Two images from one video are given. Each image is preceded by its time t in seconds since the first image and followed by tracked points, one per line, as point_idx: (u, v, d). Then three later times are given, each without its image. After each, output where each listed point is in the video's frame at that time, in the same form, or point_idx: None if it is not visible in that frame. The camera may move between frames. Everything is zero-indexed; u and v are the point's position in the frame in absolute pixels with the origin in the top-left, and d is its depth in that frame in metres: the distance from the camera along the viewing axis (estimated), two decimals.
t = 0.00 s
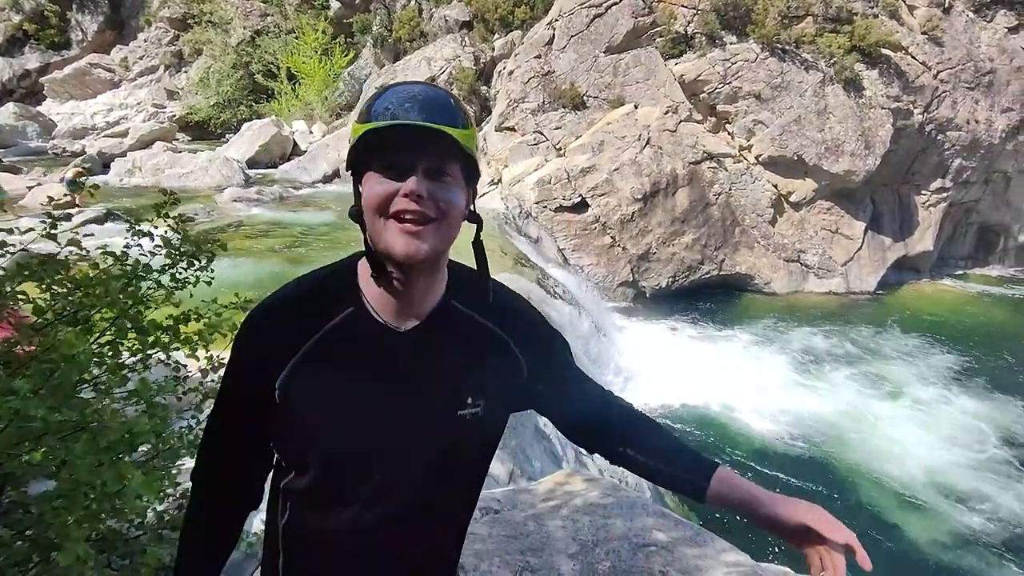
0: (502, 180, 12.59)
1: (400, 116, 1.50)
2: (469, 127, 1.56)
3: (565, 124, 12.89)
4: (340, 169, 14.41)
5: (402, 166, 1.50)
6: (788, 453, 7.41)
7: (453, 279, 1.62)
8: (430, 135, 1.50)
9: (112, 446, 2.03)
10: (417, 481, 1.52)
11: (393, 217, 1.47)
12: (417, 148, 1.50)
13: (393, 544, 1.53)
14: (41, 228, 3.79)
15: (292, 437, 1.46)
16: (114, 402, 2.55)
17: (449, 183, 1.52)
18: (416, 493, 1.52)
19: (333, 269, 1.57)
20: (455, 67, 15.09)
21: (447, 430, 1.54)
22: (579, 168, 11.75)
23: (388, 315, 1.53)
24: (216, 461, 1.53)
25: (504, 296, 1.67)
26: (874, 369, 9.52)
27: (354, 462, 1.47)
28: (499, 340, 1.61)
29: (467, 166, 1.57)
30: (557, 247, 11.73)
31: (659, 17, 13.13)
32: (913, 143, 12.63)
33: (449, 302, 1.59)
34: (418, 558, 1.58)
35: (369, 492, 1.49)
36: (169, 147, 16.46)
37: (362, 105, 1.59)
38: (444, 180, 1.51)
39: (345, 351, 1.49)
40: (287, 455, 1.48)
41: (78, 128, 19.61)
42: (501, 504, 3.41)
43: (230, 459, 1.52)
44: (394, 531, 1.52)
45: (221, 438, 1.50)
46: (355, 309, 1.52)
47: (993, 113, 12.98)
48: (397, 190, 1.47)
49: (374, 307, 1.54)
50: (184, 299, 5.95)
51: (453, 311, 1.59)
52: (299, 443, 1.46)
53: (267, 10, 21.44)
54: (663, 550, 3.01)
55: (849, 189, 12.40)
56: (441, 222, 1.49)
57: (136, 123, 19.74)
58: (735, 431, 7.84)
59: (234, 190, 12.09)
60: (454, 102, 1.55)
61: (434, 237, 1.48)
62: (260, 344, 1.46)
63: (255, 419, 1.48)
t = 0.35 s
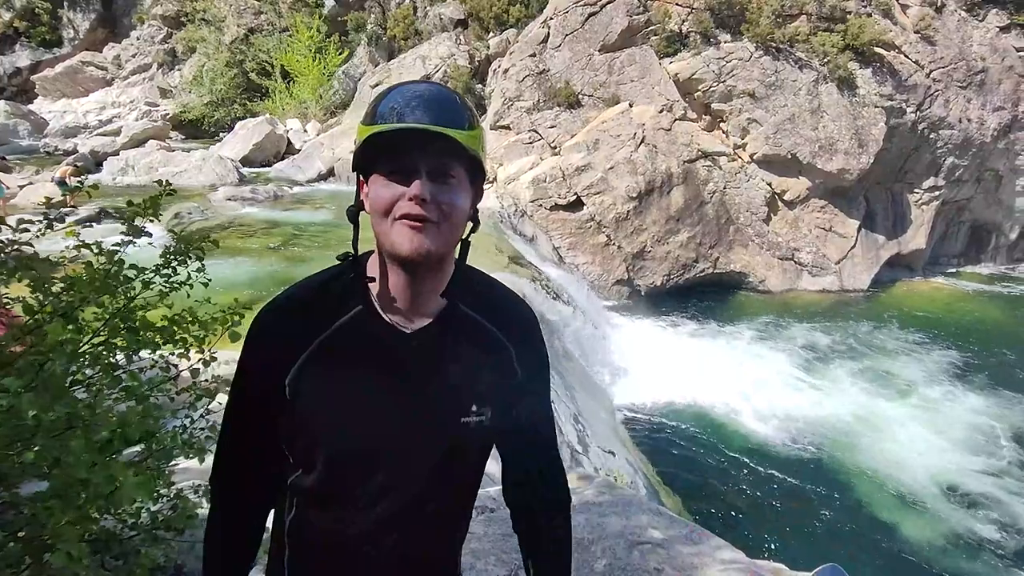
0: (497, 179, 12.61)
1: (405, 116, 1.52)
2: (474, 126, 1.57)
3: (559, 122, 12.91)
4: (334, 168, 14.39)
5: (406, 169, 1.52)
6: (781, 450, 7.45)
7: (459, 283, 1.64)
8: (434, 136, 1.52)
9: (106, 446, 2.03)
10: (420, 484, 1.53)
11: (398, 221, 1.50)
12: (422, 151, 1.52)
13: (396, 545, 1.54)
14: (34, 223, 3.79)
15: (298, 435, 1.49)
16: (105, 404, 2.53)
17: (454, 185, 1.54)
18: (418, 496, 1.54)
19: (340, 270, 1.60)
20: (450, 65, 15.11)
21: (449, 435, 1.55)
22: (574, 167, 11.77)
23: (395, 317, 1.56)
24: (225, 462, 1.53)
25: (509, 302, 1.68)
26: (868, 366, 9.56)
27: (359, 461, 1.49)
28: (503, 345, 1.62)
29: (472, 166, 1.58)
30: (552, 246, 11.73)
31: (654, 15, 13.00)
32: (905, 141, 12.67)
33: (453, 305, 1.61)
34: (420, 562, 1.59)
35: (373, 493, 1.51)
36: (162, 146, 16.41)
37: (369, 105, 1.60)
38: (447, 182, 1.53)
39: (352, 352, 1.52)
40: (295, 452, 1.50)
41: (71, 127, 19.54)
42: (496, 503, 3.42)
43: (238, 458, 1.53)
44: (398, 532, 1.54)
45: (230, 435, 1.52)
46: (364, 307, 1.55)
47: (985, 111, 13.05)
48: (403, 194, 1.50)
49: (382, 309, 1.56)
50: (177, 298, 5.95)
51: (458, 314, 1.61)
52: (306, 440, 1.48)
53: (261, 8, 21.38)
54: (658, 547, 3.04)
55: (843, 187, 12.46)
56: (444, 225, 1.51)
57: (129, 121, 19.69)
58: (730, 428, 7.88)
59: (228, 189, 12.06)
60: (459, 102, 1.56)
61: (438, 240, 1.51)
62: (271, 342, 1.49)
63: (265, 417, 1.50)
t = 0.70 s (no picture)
0: (492, 177, 12.63)
1: (404, 113, 1.52)
2: (471, 124, 1.59)
3: (553, 121, 12.93)
4: (328, 167, 14.37)
5: (405, 170, 1.52)
6: (773, 447, 7.49)
7: (456, 279, 1.67)
8: (435, 134, 1.52)
9: (94, 446, 2.03)
10: (422, 479, 1.57)
11: (398, 222, 1.51)
12: (420, 149, 1.53)
13: (397, 539, 1.58)
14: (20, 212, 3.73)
15: (305, 434, 1.49)
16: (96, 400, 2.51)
17: (452, 184, 1.56)
18: (420, 492, 1.57)
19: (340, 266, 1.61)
20: (444, 64, 15.12)
21: (451, 432, 1.58)
22: (569, 166, 11.79)
23: (398, 315, 1.58)
24: (221, 464, 1.49)
25: (505, 299, 1.72)
26: (860, 363, 9.61)
27: (364, 458, 1.51)
28: (501, 344, 1.66)
29: (470, 164, 1.59)
30: (547, 245, 11.74)
31: (648, 14, 13.00)
32: (897, 140, 12.70)
33: (450, 300, 1.63)
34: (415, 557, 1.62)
35: (378, 489, 1.53)
36: (154, 145, 16.35)
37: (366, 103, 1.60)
38: (446, 181, 1.55)
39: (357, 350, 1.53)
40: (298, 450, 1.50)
41: (62, 125, 19.46)
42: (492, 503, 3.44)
43: (234, 461, 1.48)
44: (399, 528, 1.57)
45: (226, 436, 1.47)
46: (364, 306, 1.56)
47: (976, 109, 13.11)
48: (403, 195, 1.50)
49: (381, 306, 1.58)
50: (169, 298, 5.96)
51: (457, 313, 1.63)
52: (312, 438, 1.49)
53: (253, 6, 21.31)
54: (653, 545, 3.06)
55: (836, 185, 12.51)
56: (444, 223, 1.53)
57: (121, 120, 19.61)
58: (725, 426, 7.91)
59: (221, 188, 12.03)
60: (456, 101, 1.57)
61: (439, 240, 1.53)
62: (278, 338, 1.48)
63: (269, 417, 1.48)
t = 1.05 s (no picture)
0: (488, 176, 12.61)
1: (408, 113, 1.53)
2: (473, 125, 1.60)
3: (549, 119, 12.94)
4: (323, 166, 14.36)
5: (409, 168, 1.53)
6: (766, 444, 7.53)
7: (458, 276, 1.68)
8: (439, 131, 1.53)
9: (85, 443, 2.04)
10: (422, 477, 1.58)
11: (403, 220, 1.51)
12: (423, 148, 1.53)
13: (395, 535, 1.60)
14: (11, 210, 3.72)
15: (306, 431, 1.50)
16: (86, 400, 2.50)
17: (457, 182, 1.56)
18: (419, 490, 1.59)
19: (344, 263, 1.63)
20: (440, 63, 15.13)
21: (453, 431, 1.60)
22: (565, 164, 11.81)
23: (402, 314, 1.59)
24: (221, 458, 1.50)
25: (507, 295, 1.73)
26: (854, 361, 9.65)
27: (365, 456, 1.52)
28: (503, 343, 1.68)
29: (473, 164, 1.60)
30: (543, 244, 11.75)
31: (643, 13, 13.00)
32: (892, 138, 12.74)
33: (451, 297, 1.65)
34: (413, 554, 1.65)
35: (378, 488, 1.55)
36: (148, 143, 16.31)
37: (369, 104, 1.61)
38: (451, 180, 1.55)
39: (360, 347, 1.54)
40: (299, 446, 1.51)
41: (55, 124, 19.42)
42: (488, 501, 3.45)
43: (233, 457, 1.49)
44: (398, 525, 1.59)
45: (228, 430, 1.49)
46: (367, 301, 1.57)
47: (969, 108, 13.16)
48: (406, 193, 1.50)
49: (384, 304, 1.59)
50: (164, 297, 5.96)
51: (459, 309, 1.65)
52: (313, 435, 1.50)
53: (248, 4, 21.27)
54: (649, 542, 3.08)
55: (831, 184, 12.56)
56: (450, 222, 1.53)
57: (114, 119, 19.56)
58: (720, 424, 7.94)
59: (216, 187, 12.01)
60: (459, 100, 1.58)
61: (444, 238, 1.53)
62: (280, 333, 1.49)
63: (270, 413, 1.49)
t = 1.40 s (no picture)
0: (486, 175, 12.57)
1: (374, 105, 1.42)
2: (444, 119, 1.51)
3: (546, 118, 12.94)
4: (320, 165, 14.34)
5: (380, 165, 1.41)
6: (764, 443, 7.54)
7: (431, 279, 1.63)
8: (410, 124, 1.43)
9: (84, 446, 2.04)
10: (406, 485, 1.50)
11: (376, 221, 1.39)
12: (397, 143, 1.43)
13: (376, 545, 1.52)
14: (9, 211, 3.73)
15: (276, 455, 1.36)
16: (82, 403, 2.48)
17: (430, 178, 1.46)
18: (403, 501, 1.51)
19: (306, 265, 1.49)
20: (437, 61, 15.14)
21: (434, 435, 1.53)
22: (562, 163, 11.82)
23: (375, 320, 1.48)
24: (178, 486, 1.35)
25: (480, 297, 1.70)
26: (851, 360, 9.67)
27: (344, 473, 1.41)
28: (475, 341, 1.63)
29: (446, 160, 1.51)
30: (540, 242, 11.75)
31: (640, 11, 12.98)
32: (888, 137, 12.76)
33: (426, 301, 1.57)
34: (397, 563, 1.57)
35: (358, 502, 1.45)
36: (145, 142, 16.29)
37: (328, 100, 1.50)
38: (425, 177, 1.45)
39: (332, 359, 1.41)
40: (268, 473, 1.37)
41: (51, 123, 19.44)
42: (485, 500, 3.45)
43: (194, 486, 1.34)
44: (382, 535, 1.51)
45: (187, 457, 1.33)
46: (335, 313, 1.44)
47: (966, 107, 13.18)
48: (380, 190, 1.39)
49: (353, 308, 1.47)
50: (160, 296, 5.96)
51: (430, 310, 1.57)
52: (285, 457, 1.36)
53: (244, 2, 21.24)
54: (645, 541, 3.08)
55: (828, 182, 12.59)
56: (425, 221, 1.42)
57: (110, 117, 19.54)
58: (717, 422, 7.96)
59: (212, 186, 12.00)
60: (428, 92, 1.49)
61: (421, 240, 1.42)
62: (242, 351, 1.32)
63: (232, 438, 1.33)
